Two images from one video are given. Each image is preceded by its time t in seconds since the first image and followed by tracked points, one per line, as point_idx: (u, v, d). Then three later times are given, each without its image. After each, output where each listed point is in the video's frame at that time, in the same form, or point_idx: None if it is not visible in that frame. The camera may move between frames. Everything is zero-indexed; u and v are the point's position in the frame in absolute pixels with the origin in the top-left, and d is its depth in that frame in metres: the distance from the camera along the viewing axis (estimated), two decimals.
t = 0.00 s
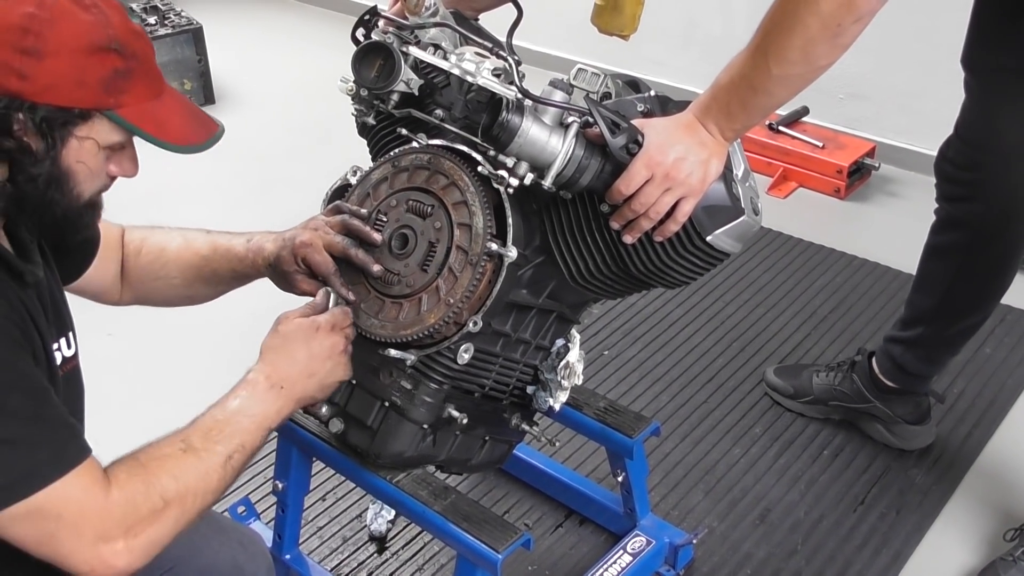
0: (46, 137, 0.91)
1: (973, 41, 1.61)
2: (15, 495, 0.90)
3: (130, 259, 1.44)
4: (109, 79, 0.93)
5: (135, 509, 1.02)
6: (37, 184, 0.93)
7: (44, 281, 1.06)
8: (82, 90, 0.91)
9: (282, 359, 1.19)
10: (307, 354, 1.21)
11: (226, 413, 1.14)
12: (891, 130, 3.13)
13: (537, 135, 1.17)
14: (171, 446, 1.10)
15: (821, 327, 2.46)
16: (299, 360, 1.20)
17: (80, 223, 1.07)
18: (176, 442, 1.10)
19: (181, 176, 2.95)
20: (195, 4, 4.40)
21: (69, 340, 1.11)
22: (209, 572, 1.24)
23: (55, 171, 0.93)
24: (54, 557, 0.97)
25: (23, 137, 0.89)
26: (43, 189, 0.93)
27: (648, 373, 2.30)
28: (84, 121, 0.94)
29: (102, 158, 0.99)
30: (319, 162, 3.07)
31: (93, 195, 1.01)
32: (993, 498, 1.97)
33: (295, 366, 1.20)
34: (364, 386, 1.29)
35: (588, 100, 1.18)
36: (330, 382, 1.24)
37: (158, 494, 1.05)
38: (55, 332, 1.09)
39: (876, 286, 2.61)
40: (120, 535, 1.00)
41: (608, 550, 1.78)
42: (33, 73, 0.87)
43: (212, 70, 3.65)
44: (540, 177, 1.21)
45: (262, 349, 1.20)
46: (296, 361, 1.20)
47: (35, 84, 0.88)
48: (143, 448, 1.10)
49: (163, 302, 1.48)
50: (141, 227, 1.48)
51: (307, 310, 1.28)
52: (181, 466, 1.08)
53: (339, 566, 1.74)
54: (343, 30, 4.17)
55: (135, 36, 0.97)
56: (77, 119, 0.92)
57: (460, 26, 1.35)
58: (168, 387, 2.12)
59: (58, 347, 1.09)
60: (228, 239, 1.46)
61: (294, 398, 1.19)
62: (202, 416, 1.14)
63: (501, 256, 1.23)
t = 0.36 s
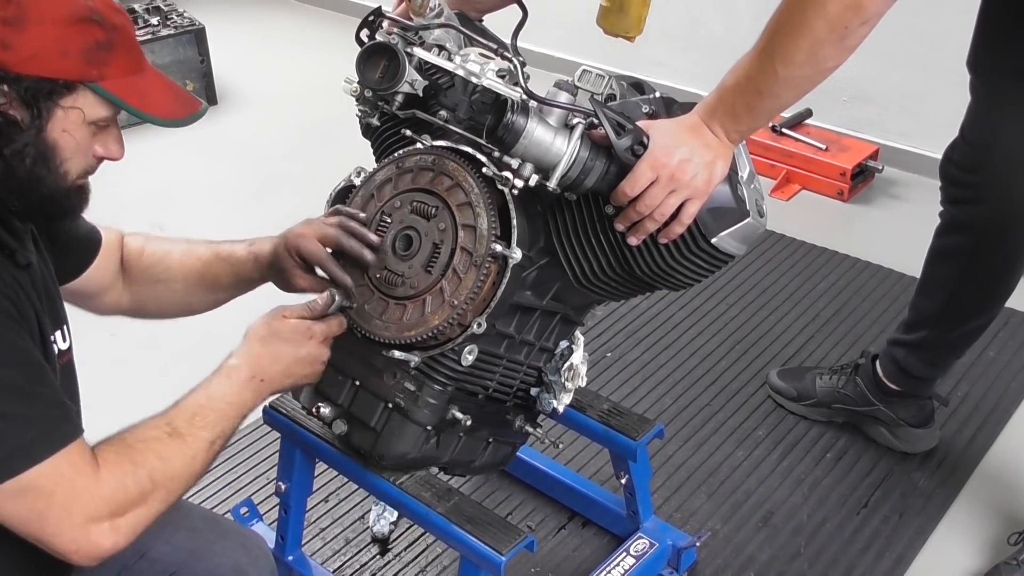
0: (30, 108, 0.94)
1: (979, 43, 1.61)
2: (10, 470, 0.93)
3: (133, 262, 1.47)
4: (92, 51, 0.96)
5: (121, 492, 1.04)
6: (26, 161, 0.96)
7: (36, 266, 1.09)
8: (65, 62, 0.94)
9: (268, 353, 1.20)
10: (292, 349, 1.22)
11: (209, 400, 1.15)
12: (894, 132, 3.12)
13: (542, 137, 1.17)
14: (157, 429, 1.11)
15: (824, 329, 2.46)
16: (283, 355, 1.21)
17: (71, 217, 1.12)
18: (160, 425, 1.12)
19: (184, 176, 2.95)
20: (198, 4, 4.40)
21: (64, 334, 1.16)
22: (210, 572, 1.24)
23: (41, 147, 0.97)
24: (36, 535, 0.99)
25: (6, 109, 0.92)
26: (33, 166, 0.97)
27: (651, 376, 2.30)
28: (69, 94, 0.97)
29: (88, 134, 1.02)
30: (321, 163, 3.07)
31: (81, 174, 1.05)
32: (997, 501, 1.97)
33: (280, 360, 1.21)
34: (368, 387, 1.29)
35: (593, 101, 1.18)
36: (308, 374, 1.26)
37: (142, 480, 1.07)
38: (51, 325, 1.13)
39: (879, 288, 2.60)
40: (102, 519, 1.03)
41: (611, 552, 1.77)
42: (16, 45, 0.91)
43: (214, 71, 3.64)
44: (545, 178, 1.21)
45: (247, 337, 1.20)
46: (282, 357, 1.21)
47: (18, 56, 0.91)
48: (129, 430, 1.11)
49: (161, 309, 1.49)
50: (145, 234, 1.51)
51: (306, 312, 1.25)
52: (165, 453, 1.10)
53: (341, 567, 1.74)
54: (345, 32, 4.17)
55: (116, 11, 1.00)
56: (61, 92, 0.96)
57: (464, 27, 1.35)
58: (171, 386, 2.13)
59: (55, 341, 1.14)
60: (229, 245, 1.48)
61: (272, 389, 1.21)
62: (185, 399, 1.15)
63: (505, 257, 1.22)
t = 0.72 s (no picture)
0: (53, 100, 0.98)
1: (981, 42, 1.60)
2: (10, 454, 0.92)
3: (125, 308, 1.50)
4: (113, 48, 1.01)
5: (154, 467, 1.03)
6: (46, 156, 1.00)
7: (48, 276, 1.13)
8: (88, 56, 0.98)
9: (282, 350, 1.21)
10: (308, 347, 1.23)
11: (232, 396, 1.16)
12: (895, 132, 3.12)
13: (541, 137, 1.17)
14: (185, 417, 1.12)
15: (824, 329, 2.46)
16: (298, 354, 1.22)
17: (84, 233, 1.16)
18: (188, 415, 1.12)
19: (182, 176, 2.95)
20: (198, 5, 4.40)
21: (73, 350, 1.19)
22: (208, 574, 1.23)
23: (64, 142, 1.01)
24: (73, 518, 0.97)
25: (30, 97, 0.96)
26: (54, 162, 1.01)
27: (651, 376, 2.30)
28: (92, 92, 1.01)
29: (107, 138, 1.05)
30: (321, 164, 3.07)
31: (99, 180, 1.08)
32: (997, 501, 1.96)
33: (295, 361, 1.21)
34: (368, 388, 1.29)
35: (592, 101, 1.17)
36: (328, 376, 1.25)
37: (173, 456, 1.06)
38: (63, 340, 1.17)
39: (880, 288, 2.60)
40: (140, 490, 1.01)
41: (611, 553, 1.77)
42: (43, 38, 0.95)
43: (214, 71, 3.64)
44: (544, 178, 1.21)
45: (258, 345, 1.21)
46: (294, 355, 1.21)
47: (43, 48, 0.95)
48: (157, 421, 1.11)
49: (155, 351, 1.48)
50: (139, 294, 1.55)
51: (305, 310, 1.29)
52: (194, 432, 1.09)
53: (342, 568, 1.74)
54: (345, 32, 4.16)
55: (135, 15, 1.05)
56: (84, 87, 1.00)
57: (463, 27, 1.35)
58: (174, 379, 2.13)
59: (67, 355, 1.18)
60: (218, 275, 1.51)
61: (294, 392, 1.21)
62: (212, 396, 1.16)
63: (505, 257, 1.22)
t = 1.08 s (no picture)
0: (77, 100, 0.97)
1: (985, 43, 1.60)
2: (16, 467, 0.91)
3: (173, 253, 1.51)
4: (138, 54, 1.01)
5: (201, 438, 1.04)
6: (72, 161, 1.00)
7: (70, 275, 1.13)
8: (114, 61, 0.99)
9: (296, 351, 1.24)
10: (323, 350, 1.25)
11: (256, 389, 1.18)
12: (896, 132, 3.12)
13: (548, 137, 1.17)
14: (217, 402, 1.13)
15: (825, 330, 2.46)
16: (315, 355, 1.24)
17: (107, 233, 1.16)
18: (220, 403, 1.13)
19: (184, 175, 2.93)
20: (199, 3, 4.39)
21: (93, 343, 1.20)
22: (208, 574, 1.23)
23: (89, 146, 1.00)
24: (133, 491, 0.96)
25: (54, 99, 0.95)
26: (79, 165, 1.00)
27: (652, 377, 2.29)
28: (115, 96, 1.01)
29: (128, 146, 1.05)
30: (322, 163, 3.05)
31: (118, 189, 1.08)
32: (998, 503, 1.96)
33: (311, 363, 1.23)
34: (371, 387, 1.29)
35: (598, 101, 1.18)
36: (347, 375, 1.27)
37: (218, 429, 1.07)
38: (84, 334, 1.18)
39: (881, 289, 2.60)
40: (194, 460, 1.02)
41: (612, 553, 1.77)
42: (70, 41, 0.95)
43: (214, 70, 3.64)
44: (550, 178, 1.20)
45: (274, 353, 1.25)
46: (310, 355, 1.24)
47: (70, 51, 0.95)
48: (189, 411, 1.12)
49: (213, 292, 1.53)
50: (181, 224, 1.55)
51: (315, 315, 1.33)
52: (230, 411, 1.11)
53: (342, 568, 1.73)
54: (346, 31, 4.16)
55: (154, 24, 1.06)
56: (110, 92, 1.00)
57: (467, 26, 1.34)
58: (182, 376, 2.12)
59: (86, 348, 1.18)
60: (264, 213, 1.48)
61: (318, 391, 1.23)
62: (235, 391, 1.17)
63: (511, 256, 1.22)
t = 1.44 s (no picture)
0: (70, 92, 0.95)
1: (990, 49, 1.60)
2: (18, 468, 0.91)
3: (173, 249, 1.50)
4: (131, 47, 0.99)
5: (236, 374, 1.00)
6: (65, 154, 0.98)
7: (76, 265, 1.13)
8: (108, 53, 0.96)
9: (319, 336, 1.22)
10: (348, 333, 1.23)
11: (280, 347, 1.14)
12: (899, 133, 3.11)
13: (553, 139, 1.16)
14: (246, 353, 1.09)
15: (827, 330, 2.45)
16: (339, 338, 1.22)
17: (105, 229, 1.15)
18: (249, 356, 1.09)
19: (185, 173, 2.93)
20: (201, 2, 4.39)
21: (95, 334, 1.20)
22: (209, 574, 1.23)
23: (83, 139, 0.99)
24: (175, 428, 0.92)
25: (47, 90, 0.93)
26: (72, 159, 0.99)
27: (653, 376, 2.29)
28: (109, 89, 0.99)
29: (122, 140, 1.04)
30: (324, 161, 3.06)
31: (112, 183, 1.06)
32: (1000, 503, 1.96)
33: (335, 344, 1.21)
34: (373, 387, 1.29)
35: (604, 103, 1.17)
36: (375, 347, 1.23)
37: (252, 367, 1.03)
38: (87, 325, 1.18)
39: (884, 289, 2.60)
40: (233, 393, 0.98)
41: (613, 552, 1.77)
42: (62, 33, 0.93)
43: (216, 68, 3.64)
44: (554, 180, 1.20)
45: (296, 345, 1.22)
46: (333, 339, 1.21)
47: (62, 43, 0.93)
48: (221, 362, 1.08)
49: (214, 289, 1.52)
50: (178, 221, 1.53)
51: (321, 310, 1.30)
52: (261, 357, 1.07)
53: (342, 566, 1.73)
54: (348, 30, 4.15)
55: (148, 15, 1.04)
56: (104, 84, 0.98)
57: (472, 24, 1.34)
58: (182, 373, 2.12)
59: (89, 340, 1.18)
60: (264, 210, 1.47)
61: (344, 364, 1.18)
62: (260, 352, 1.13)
63: (514, 258, 1.22)
